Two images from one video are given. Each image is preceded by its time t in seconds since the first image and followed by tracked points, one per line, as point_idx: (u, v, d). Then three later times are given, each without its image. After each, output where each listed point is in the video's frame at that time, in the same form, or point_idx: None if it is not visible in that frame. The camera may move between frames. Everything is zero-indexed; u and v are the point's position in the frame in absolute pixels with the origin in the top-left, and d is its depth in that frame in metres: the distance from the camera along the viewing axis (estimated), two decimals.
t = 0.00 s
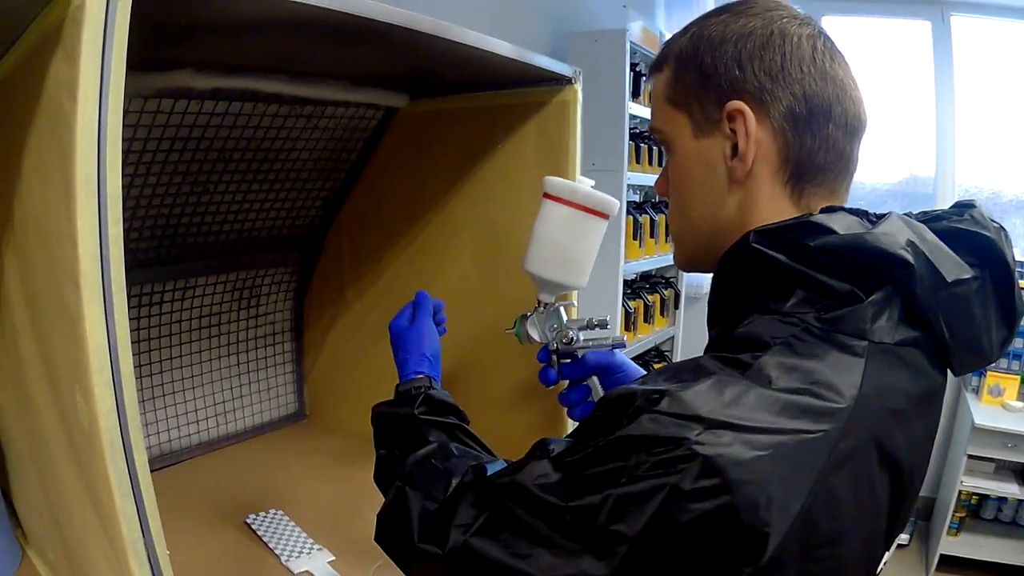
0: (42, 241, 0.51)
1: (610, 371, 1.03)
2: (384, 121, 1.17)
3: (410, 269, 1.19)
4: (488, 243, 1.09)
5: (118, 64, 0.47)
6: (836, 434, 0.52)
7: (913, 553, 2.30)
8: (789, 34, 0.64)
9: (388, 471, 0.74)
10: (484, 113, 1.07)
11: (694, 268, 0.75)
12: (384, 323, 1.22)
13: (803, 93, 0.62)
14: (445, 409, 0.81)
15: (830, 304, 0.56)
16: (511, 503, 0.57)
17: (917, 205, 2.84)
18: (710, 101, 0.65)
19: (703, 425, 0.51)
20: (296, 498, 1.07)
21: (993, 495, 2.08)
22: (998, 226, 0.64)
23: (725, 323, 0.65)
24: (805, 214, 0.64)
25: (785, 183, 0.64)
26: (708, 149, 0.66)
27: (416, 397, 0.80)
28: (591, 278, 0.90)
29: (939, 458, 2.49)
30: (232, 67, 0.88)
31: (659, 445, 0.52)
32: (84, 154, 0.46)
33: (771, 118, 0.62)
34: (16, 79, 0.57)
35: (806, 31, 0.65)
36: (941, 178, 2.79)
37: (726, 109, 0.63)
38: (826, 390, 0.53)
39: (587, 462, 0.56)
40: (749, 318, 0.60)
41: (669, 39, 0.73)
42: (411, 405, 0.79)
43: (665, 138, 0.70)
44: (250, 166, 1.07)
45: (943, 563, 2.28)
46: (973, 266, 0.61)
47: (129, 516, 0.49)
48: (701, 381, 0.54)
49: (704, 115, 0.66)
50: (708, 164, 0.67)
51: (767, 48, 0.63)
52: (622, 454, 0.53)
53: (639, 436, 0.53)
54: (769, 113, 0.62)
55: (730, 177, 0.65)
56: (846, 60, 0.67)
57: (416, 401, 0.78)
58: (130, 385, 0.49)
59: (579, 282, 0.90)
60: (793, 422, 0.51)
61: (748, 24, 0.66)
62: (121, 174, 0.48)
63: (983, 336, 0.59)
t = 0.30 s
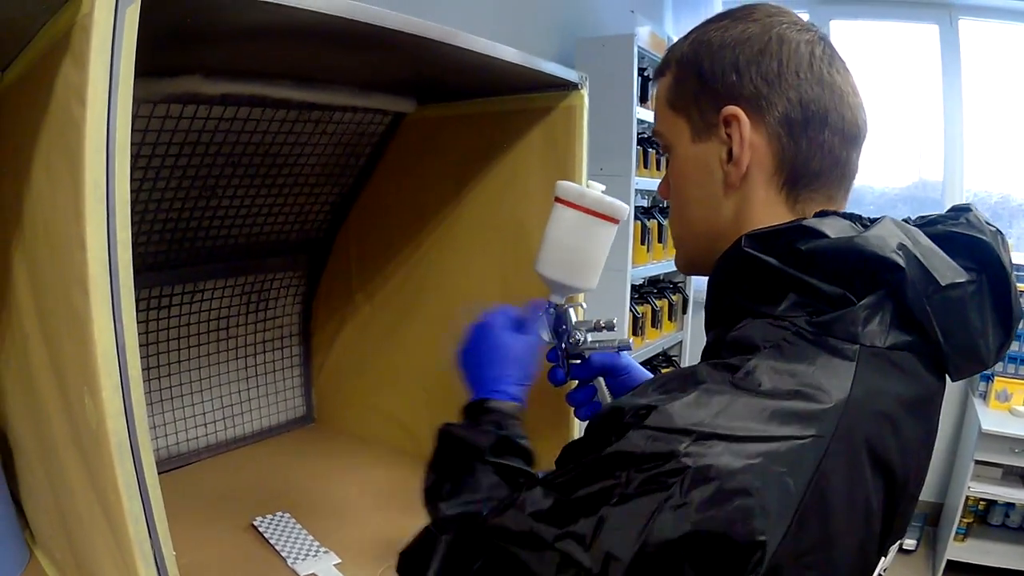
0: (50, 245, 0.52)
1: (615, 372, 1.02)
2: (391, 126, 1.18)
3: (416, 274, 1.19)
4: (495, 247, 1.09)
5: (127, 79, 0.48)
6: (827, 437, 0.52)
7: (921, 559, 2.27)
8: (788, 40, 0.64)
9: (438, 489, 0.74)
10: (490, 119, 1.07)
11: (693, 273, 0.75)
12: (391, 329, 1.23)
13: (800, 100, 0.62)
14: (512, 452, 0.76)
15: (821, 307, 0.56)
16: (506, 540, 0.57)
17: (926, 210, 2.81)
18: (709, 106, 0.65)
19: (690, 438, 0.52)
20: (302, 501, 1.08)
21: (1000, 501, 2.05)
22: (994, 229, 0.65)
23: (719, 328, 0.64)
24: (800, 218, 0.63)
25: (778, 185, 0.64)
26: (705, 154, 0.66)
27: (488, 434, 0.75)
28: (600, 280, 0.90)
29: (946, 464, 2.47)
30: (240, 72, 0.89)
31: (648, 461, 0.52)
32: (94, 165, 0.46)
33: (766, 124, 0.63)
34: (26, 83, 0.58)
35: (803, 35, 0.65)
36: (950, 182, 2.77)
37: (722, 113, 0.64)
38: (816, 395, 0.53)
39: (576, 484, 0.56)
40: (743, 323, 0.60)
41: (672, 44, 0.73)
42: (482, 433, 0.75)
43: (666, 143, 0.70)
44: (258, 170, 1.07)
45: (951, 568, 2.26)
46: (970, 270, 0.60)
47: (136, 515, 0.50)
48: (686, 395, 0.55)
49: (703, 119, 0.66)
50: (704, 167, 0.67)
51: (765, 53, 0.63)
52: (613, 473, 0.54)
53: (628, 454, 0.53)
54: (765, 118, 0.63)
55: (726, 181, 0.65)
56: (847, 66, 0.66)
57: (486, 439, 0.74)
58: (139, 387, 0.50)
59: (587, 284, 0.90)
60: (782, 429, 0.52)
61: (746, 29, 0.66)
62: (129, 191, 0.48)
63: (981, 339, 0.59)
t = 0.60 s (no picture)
0: (56, 248, 0.53)
1: (616, 372, 1.02)
2: (396, 130, 1.18)
3: (420, 278, 1.20)
4: (499, 252, 1.09)
5: (133, 80, 0.48)
6: (832, 443, 0.52)
7: (925, 564, 2.26)
8: (781, 45, 0.64)
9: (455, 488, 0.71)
10: (494, 124, 1.08)
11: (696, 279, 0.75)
12: (395, 332, 1.23)
13: (793, 106, 0.62)
14: (536, 460, 0.70)
15: (825, 314, 0.56)
16: (506, 543, 0.57)
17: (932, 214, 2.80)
18: (704, 115, 0.66)
19: (694, 445, 0.52)
20: (306, 504, 1.08)
21: (1005, 505, 2.04)
22: (996, 235, 0.65)
23: (721, 334, 0.64)
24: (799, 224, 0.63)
25: (776, 191, 0.64)
26: (703, 161, 0.67)
27: (515, 438, 0.69)
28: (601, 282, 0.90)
29: (952, 468, 2.45)
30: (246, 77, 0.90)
31: (653, 467, 0.52)
32: (100, 169, 0.47)
33: (761, 129, 0.63)
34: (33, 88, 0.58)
35: (794, 38, 0.65)
36: (956, 186, 2.76)
37: (718, 121, 0.64)
38: (819, 401, 0.53)
39: (580, 490, 0.56)
40: (746, 328, 0.60)
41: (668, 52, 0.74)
42: (508, 437, 0.69)
43: (666, 150, 0.71)
44: (263, 175, 1.08)
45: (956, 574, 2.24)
46: (971, 276, 0.60)
47: (140, 516, 0.50)
48: (692, 401, 0.55)
49: (700, 127, 0.66)
50: (703, 174, 0.67)
51: (759, 59, 0.64)
52: (618, 479, 0.54)
53: (633, 460, 0.53)
54: (759, 124, 0.63)
55: (723, 188, 0.66)
56: (843, 68, 0.66)
57: (513, 444, 0.68)
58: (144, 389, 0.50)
59: (589, 287, 0.90)
60: (787, 435, 0.52)
61: (738, 36, 0.66)
62: (135, 192, 0.49)
63: (984, 345, 0.59)
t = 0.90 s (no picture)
0: (62, 250, 0.53)
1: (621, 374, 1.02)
2: (400, 134, 1.18)
3: (424, 281, 1.20)
4: (502, 254, 1.09)
5: (138, 84, 0.48)
6: (835, 448, 0.52)
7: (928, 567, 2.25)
8: (786, 48, 0.64)
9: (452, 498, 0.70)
10: (497, 127, 1.08)
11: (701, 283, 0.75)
12: (398, 334, 1.23)
13: (798, 108, 0.62)
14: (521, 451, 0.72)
15: (830, 318, 0.56)
16: (514, 545, 0.58)
17: (936, 217, 2.80)
18: (709, 118, 0.66)
19: (698, 448, 0.52)
20: (308, 506, 1.08)
21: (1009, 509, 2.03)
22: (1001, 239, 0.64)
23: (726, 338, 0.64)
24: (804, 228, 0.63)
25: (782, 195, 0.64)
26: (707, 164, 0.67)
27: (494, 431, 0.72)
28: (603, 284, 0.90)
29: (956, 471, 2.44)
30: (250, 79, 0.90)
31: (657, 470, 0.53)
32: (105, 173, 0.47)
33: (766, 132, 0.63)
34: (40, 90, 0.58)
35: (800, 41, 0.65)
36: (960, 189, 2.76)
37: (723, 124, 0.64)
38: (823, 406, 0.53)
39: (586, 492, 0.57)
40: (750, 333, 0.61)
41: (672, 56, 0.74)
42: (486, 430, 0.72)
43: (670, 153, 0.71)
44: (268, 177, 1.08)
45: None
46: (976, 280, 0.60)
47: (145, 516, 0.50)
48: (695, 405, 0.55)
49: (705, 130, 0.66)
50: (707, 178, 0.67)
51: (764, 62, 0.64)
52: (623, 480, 0.54)
53: (637, 462, 0.54)
54: (764, 127, 0.63)
55: (728, 191, 0.65)
56: (848, 72, 0.67)
57: (490, 436, 0.71)
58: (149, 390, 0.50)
59: (592, 289, 0.90)
60: (790, 440, 0.52)
61: (743, 39, 0.66)
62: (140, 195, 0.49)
63: (987, 350, 0.59)
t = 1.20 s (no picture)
0: (68, 254, 0.53)
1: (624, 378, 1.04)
2: (404, 138, 1.19)
3: (427, 284, 1.20)
4: (505, 257, 1.10)
5: (144, 90, 0.49)
6: (836, 451, 0.53)
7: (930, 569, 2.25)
8: (795, 52, 0.65)
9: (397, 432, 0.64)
10: (501, 131, 1.08)
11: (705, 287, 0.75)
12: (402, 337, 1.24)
13: (808, 113, 0.63)
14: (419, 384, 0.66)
15: (833, 324, 0.56)
16: (513, 514, 0.59)
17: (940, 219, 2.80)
18: (718, 122, 0.66)
19: (699, 446, 0.52)
20: (312, 508, 1.08)
21: (1011, 512, 2.03)
22: (1006, 244, 0.65)
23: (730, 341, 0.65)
24: (811, 233, 0.64)
25: (791, 202, 0.65)
26: (716, 168, 0.67)
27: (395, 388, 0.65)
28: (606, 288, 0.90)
29: (958, 474, 2.44)
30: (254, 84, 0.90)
31: (658, 464, 0.53)
32: (112, 179, 0.47)
33: (775, 137, 0.63)
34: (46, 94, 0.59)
35: (809, 46, 0.66)
36: (964, 191, 2.75)
37: (731, 129, 0.64)
38: (824, 412, 0.53)
39: (589, 476, 0.57)
40: (754, 337, 0.61)
41: (679, 58, 0.74)
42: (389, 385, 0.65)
43: (677, 157, 0.71)
44: (272, 181, 1.09)
45: None
46: (979, 284, 0.60)
47: (150, 519, 0.51)
48: (699, 403, 0.55)
49: (713, 135, 0.67)
50: (716, 183, 0.67)
51: (774, 67, 0.64)
52: (624, 469, 0.55)
53: (639, 453, 0.54)
54: (774, 132, 0.63)
55: (737, 196, 0.66)
56: (856, 76, 0.67)
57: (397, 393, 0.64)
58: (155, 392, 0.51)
59: (595, 293, 0.90)
60: (790, 443, 0.52)
61: (752, 43, 0.66)
62: (147, 200, 0.50)
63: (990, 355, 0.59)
